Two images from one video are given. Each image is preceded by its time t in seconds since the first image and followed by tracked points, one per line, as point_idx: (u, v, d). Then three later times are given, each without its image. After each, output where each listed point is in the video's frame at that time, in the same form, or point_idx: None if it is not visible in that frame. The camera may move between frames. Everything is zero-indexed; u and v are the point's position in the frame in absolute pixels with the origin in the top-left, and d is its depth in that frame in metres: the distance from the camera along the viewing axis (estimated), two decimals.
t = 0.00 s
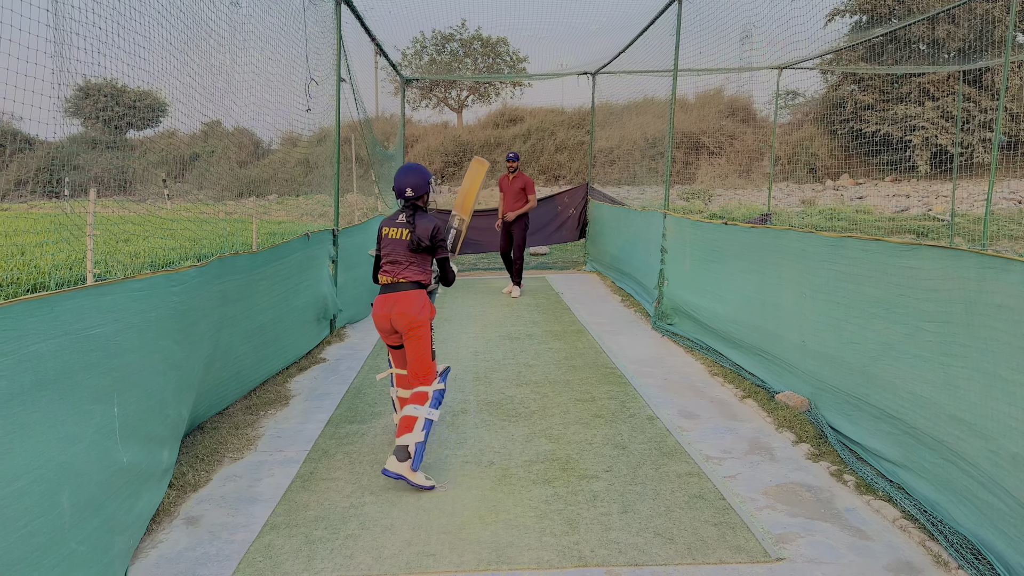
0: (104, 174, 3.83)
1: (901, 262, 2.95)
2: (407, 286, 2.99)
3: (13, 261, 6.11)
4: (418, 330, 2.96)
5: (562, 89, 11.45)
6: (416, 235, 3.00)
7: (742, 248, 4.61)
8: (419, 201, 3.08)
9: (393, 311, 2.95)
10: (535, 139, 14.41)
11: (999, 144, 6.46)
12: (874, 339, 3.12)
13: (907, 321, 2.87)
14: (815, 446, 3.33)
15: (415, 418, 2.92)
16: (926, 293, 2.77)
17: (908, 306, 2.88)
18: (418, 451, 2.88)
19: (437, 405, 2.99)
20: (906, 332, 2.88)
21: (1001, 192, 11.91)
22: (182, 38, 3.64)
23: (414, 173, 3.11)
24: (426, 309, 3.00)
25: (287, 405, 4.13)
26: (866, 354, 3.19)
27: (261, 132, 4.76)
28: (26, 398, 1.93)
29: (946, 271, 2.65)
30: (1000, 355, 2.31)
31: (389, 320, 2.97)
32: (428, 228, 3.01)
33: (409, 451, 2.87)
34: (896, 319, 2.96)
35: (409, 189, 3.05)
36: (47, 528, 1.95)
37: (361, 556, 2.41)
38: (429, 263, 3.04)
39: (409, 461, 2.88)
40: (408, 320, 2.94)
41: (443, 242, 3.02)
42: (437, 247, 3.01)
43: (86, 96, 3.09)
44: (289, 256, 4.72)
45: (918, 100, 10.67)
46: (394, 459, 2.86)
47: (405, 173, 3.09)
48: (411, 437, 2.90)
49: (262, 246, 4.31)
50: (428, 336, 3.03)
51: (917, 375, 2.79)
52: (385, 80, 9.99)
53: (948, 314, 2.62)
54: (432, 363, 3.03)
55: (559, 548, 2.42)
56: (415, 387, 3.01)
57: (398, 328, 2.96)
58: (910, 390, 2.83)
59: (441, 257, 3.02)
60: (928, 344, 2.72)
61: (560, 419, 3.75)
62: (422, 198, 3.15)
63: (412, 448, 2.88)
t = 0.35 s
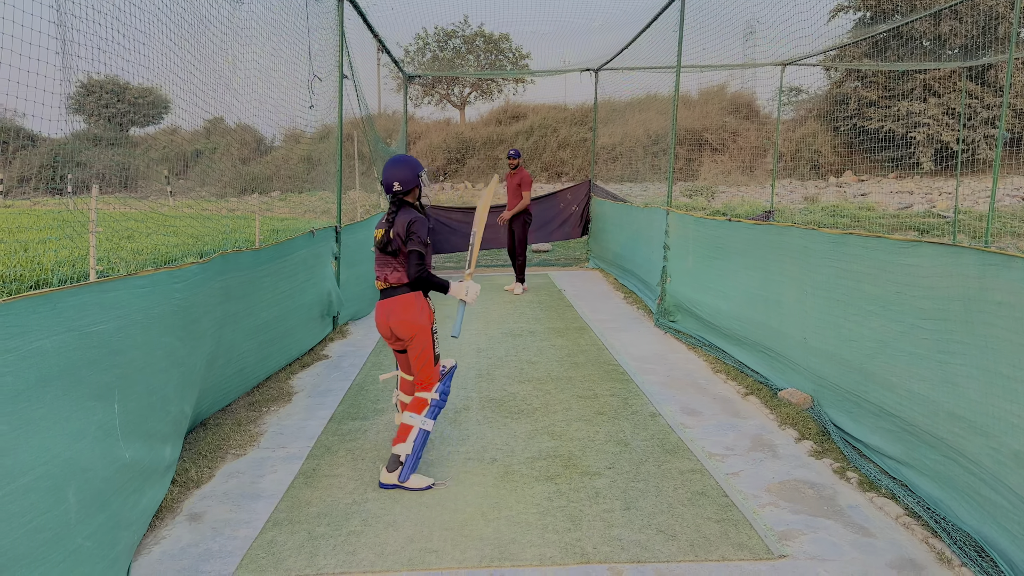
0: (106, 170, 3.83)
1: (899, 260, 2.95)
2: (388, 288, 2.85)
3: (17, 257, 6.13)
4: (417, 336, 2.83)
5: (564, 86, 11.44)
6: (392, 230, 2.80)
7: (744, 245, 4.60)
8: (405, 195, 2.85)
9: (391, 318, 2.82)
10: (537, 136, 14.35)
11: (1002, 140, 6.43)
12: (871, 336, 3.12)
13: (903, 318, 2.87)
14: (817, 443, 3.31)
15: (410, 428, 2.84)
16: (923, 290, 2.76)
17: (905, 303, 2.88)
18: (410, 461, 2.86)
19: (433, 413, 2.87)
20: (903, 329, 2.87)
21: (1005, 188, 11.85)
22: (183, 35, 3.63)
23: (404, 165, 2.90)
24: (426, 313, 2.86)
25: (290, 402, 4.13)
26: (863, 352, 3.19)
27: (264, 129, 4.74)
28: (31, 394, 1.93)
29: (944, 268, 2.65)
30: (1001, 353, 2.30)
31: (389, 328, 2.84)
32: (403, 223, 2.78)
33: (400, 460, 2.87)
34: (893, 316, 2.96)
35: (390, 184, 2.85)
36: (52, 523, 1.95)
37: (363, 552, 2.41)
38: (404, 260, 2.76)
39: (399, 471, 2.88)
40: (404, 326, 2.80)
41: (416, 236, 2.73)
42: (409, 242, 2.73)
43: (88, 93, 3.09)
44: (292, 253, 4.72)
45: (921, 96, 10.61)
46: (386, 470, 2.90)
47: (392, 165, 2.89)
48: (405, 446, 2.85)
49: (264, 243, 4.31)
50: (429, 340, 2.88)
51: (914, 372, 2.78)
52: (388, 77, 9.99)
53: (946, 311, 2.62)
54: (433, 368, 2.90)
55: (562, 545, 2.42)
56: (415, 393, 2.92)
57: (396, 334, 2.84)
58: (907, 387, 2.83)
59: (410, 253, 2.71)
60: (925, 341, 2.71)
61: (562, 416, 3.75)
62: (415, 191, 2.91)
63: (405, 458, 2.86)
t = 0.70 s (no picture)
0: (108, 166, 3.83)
1: (902, 257, 2.93)
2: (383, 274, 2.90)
3: (19, 254, 6.13)
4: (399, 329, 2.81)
5: (567, 82, 11.43)
6: (386, 215, 2.84)
7: (746, 242, 4.59)
8: (400, 179, 2.87)
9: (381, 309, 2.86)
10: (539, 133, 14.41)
11: (1006, 137, 6.40)
12: (873, 334, 3.12)
13: (906, 316, 2.87)
14: (820, 441, 3.31)
15: (396, 428, 2.83)
16: (926, 288, 2.75)
17: (907, 301, 2.87)
18: (407, 461, 2.84)
19: (416, 411, 2.83)
20: (905, 327, 2.87)
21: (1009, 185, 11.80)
22: (184, 32, 3.62)
23: (402, 150, 2.92)
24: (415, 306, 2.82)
25: (292, 399, 4.14)
26: (865, 349, 3.18)
27: (265, 126, 4.74)
28: (35, 391, 1.93)
29: (947, 266, 2.64)
30: (1004, 351, 2.29)
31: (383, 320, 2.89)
32: (395, 208, 2.80)
33: (397, 460, 2.86)
34: (895, 314, 2.96)
35: (386, 168, 2.88)
36: (55, 521, 1.94)
37: (366, 550, 2.42)
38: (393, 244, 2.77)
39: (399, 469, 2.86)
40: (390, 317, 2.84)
41: (407, 221, 2.74)
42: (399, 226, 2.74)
43: (90, 89, 3.09)
44: (294, 250, 4.72)
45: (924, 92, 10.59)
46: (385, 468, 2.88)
47: (388, 150, 2.91)
48: (396, 448, 2.84)
49: (266, 240, 4.32)
50: (404, 336, 2.81)
51: (916, 370, 2.78)
52: (390, 73, 9.97)
53: (949, 308, 2.61)
54: (415, 363, 2.81)
55: (564, 542, 2.42)
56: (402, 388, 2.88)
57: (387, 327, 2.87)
58: (910, 385, 2.82)
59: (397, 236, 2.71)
60: (927, 339, 2.71)
61: (565, 413, 3.74)
62: (413, 176, 2.93)
63: (400, 458, 2.85)
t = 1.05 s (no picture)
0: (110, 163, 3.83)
1: (908, 254, 2.92)
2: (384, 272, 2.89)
3: (19, 251, 6.13)
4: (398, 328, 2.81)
5: (568, 78, 11.41)
6: (392, 215, 2.82)
7: (748, 239, 4.57)
8: (405, 178, 2.81)
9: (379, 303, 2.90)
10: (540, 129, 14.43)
11: (1009, 133, 6.37)
12: (877, 332, 3.11)
13: (913, 314, 2.85)
14: (822, 439, 3.30)
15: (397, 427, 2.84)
16: (933, 286, 2.74)
17: (914, 298, 2.86)
18: (411, 458, 2.85)
19: (416, 409, 2.84)
20: (912, 324, 2.86)
21: (1012, 181, 11.76)
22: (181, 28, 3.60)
23: (404, 145, 2.83)
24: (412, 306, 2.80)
25: (293, 396, 4.13)
26: (869, 347, 3.17)
27: (267, 122, 4.73)
28: (35, 389, 1.92)
29: (954, 263, 2.63)
30: (1009, 348, 2.28)
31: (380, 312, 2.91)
32: (401, 211, 2.78)
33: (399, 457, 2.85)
34: (901, 311, 2.94)
35: (391, 166, 2.81)
36: (56, 519, 1.94)
37: (366, 548, 2.41)
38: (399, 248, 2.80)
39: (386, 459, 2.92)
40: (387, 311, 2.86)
41: (414, 225, 2.75)
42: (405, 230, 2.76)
43: (91, 86, 3.09)
44: (296, 247, 4.71)
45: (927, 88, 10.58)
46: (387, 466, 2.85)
47: (390, 146, 2.82)
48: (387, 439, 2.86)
49: (268, 237, 4.31)
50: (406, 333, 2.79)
51: (923, 368, 2.77)
52: (391, 69, 9.95)
53: (956, 306, 2.59)
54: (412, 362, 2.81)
55: (566, 540, 2.41)
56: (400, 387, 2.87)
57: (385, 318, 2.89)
58: (915, 382, 2.81)
59: (404, 242, 2.73)
60: (934, 336, 2.69)
61: (566, 410, 3.74)
62: (417, 173, 2.87)
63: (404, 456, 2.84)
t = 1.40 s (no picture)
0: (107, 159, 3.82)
1: (908, 252, 2.92)
2: (362, 270, 2.80)
3: (16, 247, 6.11)
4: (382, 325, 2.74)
5: (566, 75, 11.40)
6: (368, 212, 2.75)
7: (747, 236, 4.57)
8: (383, 174, 2.76)
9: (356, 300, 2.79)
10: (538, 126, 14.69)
11: (1008, 131, 6.38)
12: (877, 329, 3.11)
13: (913, 311, 2.85)
14: (821, 436, 3.30)
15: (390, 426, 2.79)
16: (934, 283, 2.73)
17: (914, 295, 2.86)
18: (406, 455, 2.83)
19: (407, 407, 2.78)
20: (912, 322, 2.86)
21: (1010, 178, 11.78)
22: (179, 23, 3.59)
23: (384, 142, 2.79)
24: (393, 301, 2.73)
25: (291, 393, 4.12)
26: (869, 344, 3.17)
27: (263, 118, 4.71)
28: (30, 388, 1.91)
29: (955, 260, 2.62)
30: (1010, 346, 2.28)
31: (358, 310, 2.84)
32: (374, 207, 2.71)
33: (395, 455, 2.84)
34: (901, 309, 2.94)
35: (369, 162, 2.78)
36: (52, 518, 1.93)
37: (365, 546, 2.41)
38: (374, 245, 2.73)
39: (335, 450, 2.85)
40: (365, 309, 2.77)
41: (386, 221, 2.67)
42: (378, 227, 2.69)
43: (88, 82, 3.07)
44: (293, 244, 4.69)
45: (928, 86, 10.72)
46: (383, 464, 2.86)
47: (371, 142, 2.79)
48: (340, 430, 2.82)
49: (266, 234, 4.30)
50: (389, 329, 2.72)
51: (922, 366, 2.77)
52: (389, 65, 9.93)
53: (956, 304, 2.59)
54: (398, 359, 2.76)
55: (564, 539, 2.41)
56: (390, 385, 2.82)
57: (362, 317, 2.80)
58: (915, 380, 2.81)
59: (376, 240, 2.67)
60: (935, 335, 2.69)
61: (564, 407, 3.74)
62: (397, 170, 2.81)
63: (399, 453, 2.83)
